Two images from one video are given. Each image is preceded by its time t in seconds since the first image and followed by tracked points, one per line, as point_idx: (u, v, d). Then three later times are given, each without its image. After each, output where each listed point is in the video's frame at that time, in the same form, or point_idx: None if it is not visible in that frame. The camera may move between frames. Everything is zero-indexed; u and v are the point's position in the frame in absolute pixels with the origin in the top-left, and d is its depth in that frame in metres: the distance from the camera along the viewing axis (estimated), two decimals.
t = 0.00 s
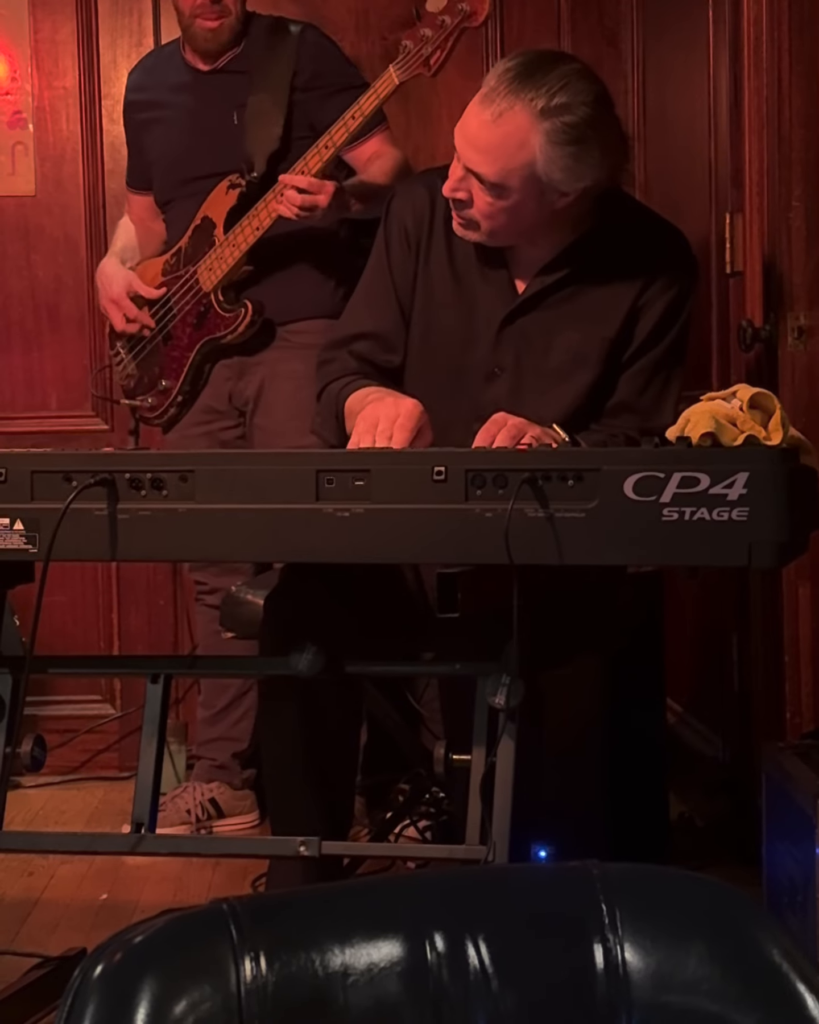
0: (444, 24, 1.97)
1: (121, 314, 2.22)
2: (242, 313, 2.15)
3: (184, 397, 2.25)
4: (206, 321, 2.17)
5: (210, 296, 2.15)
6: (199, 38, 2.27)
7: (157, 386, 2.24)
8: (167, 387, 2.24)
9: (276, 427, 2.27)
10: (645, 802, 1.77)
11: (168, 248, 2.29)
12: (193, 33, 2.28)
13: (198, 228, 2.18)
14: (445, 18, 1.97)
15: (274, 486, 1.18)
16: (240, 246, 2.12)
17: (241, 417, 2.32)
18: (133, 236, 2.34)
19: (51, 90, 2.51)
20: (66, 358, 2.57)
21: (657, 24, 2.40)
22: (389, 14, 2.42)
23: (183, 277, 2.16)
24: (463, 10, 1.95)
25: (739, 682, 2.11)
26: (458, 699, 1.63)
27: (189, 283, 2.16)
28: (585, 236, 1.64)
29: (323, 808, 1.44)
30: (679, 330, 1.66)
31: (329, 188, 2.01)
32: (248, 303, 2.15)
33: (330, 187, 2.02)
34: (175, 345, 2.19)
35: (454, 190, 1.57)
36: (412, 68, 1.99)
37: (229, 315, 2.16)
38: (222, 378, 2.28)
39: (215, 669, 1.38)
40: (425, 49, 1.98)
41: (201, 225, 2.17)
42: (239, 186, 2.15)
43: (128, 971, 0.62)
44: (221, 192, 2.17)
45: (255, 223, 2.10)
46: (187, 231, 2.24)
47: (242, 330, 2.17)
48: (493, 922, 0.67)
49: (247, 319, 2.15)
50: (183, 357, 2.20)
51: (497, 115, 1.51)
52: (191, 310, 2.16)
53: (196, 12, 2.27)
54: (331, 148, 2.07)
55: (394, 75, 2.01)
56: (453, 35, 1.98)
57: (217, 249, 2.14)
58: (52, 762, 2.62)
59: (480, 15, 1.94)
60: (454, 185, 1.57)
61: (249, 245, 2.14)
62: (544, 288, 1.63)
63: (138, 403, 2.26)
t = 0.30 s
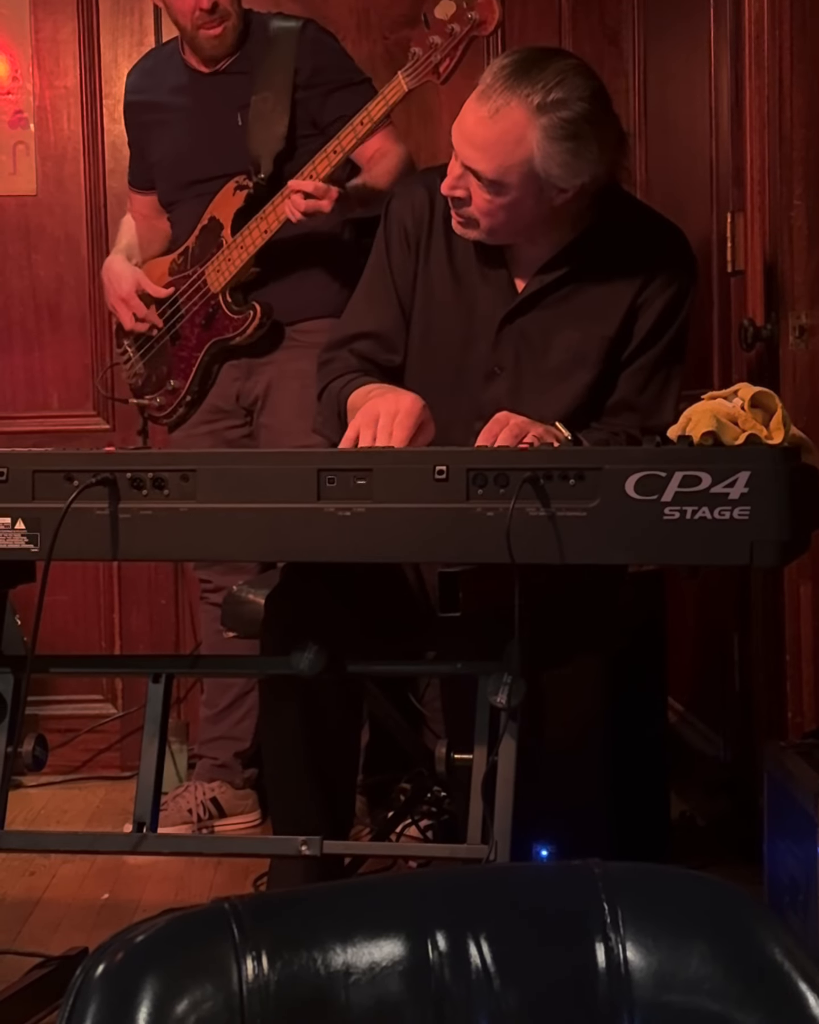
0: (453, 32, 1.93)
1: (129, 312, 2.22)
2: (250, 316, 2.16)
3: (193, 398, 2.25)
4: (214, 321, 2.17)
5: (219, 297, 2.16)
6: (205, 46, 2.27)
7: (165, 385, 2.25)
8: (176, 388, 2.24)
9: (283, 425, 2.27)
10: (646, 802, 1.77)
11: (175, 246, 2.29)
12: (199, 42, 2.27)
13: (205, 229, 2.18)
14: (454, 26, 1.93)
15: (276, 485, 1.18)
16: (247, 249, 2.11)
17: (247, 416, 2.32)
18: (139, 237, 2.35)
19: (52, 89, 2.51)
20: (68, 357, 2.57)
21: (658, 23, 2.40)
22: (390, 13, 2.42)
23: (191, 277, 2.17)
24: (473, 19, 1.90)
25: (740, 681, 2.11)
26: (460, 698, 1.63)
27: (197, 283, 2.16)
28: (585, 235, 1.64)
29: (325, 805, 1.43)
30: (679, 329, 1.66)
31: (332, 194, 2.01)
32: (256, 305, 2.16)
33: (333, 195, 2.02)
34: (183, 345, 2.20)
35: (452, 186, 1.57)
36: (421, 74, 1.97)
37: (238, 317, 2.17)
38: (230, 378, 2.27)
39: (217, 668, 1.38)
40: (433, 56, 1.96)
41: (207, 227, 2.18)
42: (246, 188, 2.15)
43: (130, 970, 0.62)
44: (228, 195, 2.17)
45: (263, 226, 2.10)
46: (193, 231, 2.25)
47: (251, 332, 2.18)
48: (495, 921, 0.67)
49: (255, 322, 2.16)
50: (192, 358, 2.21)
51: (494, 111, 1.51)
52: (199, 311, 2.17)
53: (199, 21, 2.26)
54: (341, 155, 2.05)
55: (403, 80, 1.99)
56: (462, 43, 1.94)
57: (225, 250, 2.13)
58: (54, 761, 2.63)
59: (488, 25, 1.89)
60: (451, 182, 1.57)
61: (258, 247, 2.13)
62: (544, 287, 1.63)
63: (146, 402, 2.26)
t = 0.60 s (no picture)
0: (453, 42, 1.92)
1: (130, 309, 2.24)
2: (247, 317, 2.17)
3: (190, 396, 2.27)
4: (213, 320, 2.18)
5: (217, 296, 2.16)
6: (212, 51, 2.28)
7: (163, 382, 2.26)
8: (173, 385, 2.25)
9: (284, 426, 2.27)
10: (647, 801, 1.77)
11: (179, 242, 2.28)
12: (205, 47, 2.29)
13: (206, 228, 2.18)
14: (454, 35, 1.92)
15: (276, 485, 1.18)
16: (246, 250, 2.11)
17: (249, 416, 2.32)
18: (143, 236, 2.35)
19: (53, 89, 2.51)
20: (69, 357, 2.57)
21: (659, 23, 2.40)
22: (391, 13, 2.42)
23: (191, 276, 2.17)
24: (473, 29, 1.89)
25: (741, 680, 2.11)
26: (461, 698, 1.63)
27: (198, 281, 2.17)
28: (586, 234, 1.64)
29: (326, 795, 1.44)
30: (680, 329, 1.65)
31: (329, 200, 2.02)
32: (253, 307, 2.17)
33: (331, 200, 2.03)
34: (181, 343, 2.21)
35: (453, 183, 1.57)
36: (421, 82, 1.96)
37: (235, 317, 2.17)
38: (230, 377, 2.27)
39: (219, 668, 1.38)
40: (434, 65, 1.95)
41: (208, 224, 2.18)
42: (247, 188, 2.15)
43: (130, 971, 0.62)
44: (229, 195, 2.16)
45: (263, 227, 2.10)
46: (193, 228, 2.25)
47: (247, 333, 2.19)
48: (496, 921, 0.67)
49: (252, 323, 2.17)
50: (189, 355, 2.22)
51: (492, 106, 1.51)
52: (199, 309, 2.17)
53: (203, 26, 2.28)
54: (339, 159, 2.05)
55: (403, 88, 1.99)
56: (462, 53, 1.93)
57: (224, 249, 2.14)
58: (55, 762, 2.63)
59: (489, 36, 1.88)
60: (453, 179, 1.57)
61: (257, 248, 2.14)
62: (544, 286, 1.63)
63: (143, 398, 2.27)
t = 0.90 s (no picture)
0: (430, 34, 1.97)
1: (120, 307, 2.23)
2: (234, 312, 2.16)
3: (179, 393, 2.25)
4: (200, 318, 2.17)
5: (206, 293, 2.15)
6: (216, 35, 2.23)
7: (153, 380, 2.25)
8: (162, 383, 2.24)
9: (273, 424, 2.28)
10: (648, 801, 1.77)
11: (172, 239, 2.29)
12: (209, 30, 2.23)
13: (196, 226, 2.16)
14: (431, 28, 1.97)
15: (278, 484, 1.18)
16: (233, 245, 2.09)
17: (239, 415, 2.33)
18: (144, 230, 2.35)
19: (54, 88, 2.51)
20: (70, 356, 2.57)
21: (660, 22, 2.40)
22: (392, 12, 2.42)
23: (182, 274, 2.16)
24: (449, 20, 1.95)
25: (742, 680, 2.11)
26: (463, 697, 1.63)
27: (188, 279, 2.15)
28: (587, 234, 1.64)
29: (325, 800, 1.43)
30: (681, 328, 1.65)
31: (307, 201, 1.96)
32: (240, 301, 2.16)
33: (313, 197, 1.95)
34: (171, 340, 2.20)
35: (456, 184, 1.56)
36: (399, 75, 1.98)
37: (223, 313, 2.16)
38: (219, 376, 2.28)
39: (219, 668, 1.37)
40: (412, 58, 1.98)
41: (198, 224, 2.16)
42: (236, 185, 2.10)
43: (131, 970, 0.62)
44: (219, 191, 2.13)
45: (249, 223, 2.08)
46: (186, 225, 2.24)
47: (233, 330, 2.18)
48: (497, 920, 0.67)
49: (239, 317, 2.16)
50: (179, 353, 2.21)
51: (495, 108, 1.51)
52: (188, 306, 2.16)
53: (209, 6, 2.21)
54: (321, 154, 2.04)
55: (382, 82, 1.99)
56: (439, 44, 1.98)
57: (213, 246, 2.12)
58: (56, 761, 2.63)
59: (465, 26, 1.93)
60: (456, 181, 1.56)
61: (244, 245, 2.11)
62: (545, 286, 1.63)
63: (134, 397, 2.26)
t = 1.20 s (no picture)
0: (404, 32, 2.01)
1: (107, 305, 2.24)
2: (216, 311, 2.16)
3: (164, 391, 2.27)
4: (185, 318, 2.17)
5: (190, 292, 2.15)
6: (213, 26, 2.22)
7: (138, 380, 2.25)
8: (148, 381, 2.25)
9: (260, 424, 2.26)
10: (650, 801, 1.77)
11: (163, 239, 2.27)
12: (207, 19, 2.23)
13: (185, 225, 2.16)
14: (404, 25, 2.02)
15: (279, 483, 1.18)
16: (215, 245, 2.10)
17: (227, 415, 2.32)
18: (143, 227, 2.36)
19: (56, 88, 2.51)
20: (70, 356, 2.57)
21: (661, 22, 2.40)
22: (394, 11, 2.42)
23: (168, 275, 2.16)
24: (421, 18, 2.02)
25: (742, 680, 2.11)
26: (465, 696, 1.62)
27: (175, 279, 2.15)
28: (588, 234, 1.64)
29: (324, 802, 1.43)
30: (683, 327, 1.65)
31: (282, 202, 1.97)
32: (222, 301, 2.17)
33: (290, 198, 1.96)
34: (157, 339, 2.20)
35: (459, 187, 1.57)
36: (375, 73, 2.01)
37: (205, 312, 2.16)
38: (205, 375, 2.28)
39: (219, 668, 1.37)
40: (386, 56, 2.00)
41: (187, 223, 2.16)
42: (221, 185, 2.11)
43: (131, 968, 0.62)
44: (207, 192, 2.13)
45: (231, 223, 2.09)
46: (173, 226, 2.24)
47: (216, 329, 2.18)
48: (498, 919, 0.67)
49: (220, 316, 2.16)
50: (164, 351, 2.21)
51: (497, 112, 1.51)
52: (173, 306, 2.17)
53: None
54: (300, 152, 2.03)
55: (358, 79, 2.02)
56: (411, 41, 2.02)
57: (198, 246, 2.12)
58: (56, 760, 2.63)
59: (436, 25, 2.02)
60: (459, 183, 1.57)
61: (227, 245, 2.12)
62: (546, 286, 1.63)
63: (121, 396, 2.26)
